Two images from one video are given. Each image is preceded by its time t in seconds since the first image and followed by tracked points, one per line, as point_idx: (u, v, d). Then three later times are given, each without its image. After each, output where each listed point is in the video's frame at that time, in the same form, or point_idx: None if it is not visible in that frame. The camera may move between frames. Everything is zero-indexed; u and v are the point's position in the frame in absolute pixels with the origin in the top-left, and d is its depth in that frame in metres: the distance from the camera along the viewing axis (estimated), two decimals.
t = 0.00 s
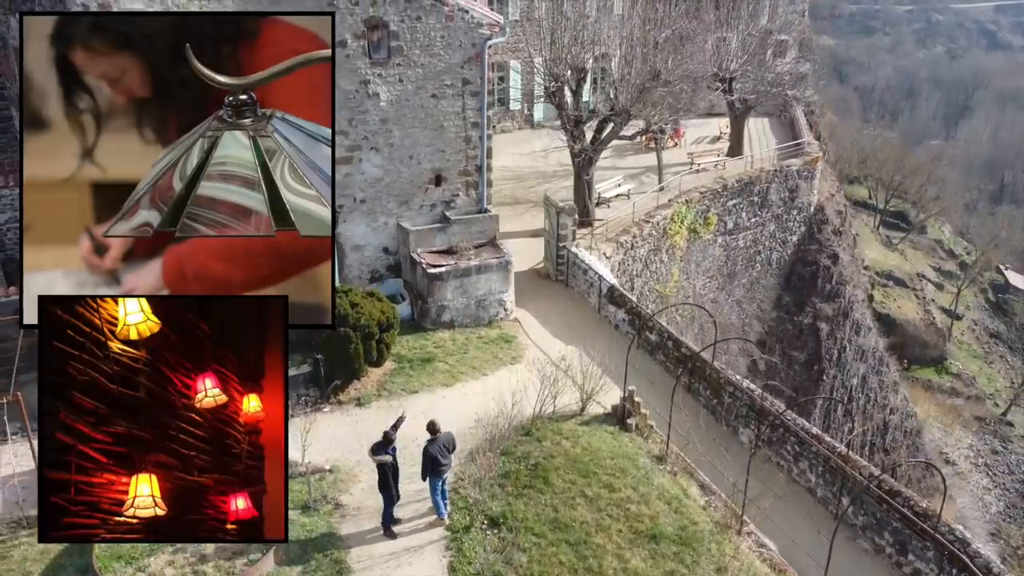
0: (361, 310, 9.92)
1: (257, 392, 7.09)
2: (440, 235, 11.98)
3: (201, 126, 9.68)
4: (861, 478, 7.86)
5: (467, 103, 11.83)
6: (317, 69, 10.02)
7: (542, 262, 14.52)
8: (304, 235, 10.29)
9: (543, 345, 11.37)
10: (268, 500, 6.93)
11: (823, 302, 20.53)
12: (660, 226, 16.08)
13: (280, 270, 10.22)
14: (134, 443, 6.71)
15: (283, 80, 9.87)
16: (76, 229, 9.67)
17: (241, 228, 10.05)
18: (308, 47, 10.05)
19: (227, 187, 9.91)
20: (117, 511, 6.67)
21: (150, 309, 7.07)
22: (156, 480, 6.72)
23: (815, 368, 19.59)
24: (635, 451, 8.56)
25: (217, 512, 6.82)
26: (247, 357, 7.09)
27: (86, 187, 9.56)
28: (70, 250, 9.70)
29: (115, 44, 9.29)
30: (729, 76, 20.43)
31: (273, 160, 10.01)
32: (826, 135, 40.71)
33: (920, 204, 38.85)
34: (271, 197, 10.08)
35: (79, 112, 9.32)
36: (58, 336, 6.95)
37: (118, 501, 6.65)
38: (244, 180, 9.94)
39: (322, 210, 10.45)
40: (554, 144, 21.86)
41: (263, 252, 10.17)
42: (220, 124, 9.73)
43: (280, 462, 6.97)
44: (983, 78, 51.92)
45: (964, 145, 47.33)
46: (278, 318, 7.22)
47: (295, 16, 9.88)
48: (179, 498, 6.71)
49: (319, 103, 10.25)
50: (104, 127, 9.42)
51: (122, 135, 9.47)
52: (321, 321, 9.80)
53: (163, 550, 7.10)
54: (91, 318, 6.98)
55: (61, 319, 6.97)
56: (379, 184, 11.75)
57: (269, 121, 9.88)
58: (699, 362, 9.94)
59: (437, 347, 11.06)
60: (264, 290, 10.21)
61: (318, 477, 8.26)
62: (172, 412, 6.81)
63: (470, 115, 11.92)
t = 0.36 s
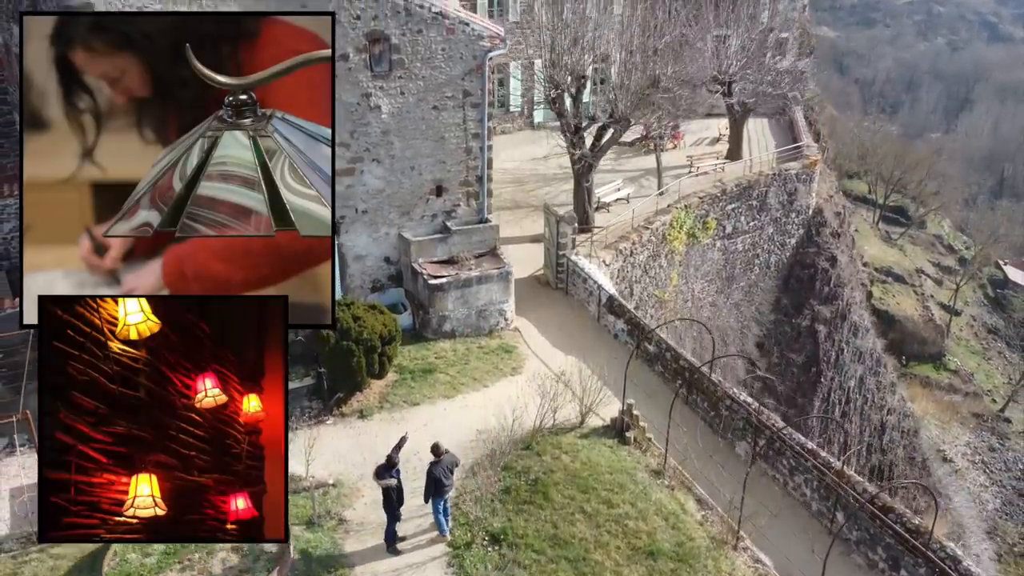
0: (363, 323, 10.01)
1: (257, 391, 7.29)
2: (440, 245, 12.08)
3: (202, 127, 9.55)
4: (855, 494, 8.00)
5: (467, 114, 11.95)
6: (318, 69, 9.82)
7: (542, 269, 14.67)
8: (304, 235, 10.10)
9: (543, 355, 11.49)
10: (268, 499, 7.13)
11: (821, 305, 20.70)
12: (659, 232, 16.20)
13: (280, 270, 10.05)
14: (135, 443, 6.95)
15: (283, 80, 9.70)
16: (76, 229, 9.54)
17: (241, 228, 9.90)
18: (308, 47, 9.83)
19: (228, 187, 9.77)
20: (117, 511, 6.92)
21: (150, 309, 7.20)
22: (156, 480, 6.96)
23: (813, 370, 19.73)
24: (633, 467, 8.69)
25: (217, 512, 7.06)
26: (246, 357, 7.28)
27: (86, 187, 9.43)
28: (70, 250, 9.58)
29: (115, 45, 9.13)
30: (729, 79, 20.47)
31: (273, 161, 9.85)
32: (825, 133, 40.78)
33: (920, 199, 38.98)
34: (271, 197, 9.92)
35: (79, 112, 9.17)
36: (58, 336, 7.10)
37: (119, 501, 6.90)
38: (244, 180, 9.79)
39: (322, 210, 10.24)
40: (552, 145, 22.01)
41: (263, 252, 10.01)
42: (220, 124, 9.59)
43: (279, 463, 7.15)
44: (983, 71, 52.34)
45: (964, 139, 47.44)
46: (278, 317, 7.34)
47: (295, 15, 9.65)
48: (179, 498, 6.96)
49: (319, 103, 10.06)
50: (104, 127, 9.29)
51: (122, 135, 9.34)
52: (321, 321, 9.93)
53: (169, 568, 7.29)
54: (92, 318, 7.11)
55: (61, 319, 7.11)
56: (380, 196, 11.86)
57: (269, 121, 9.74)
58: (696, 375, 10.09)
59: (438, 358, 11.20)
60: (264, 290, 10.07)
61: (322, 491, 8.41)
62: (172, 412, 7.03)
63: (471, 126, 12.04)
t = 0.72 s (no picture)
0: (365, 341, 10.11)
1: (257, 391, 7.55)
2: (441, 260, 12.21)
3: (202, 127, 9.64)
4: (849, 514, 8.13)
5: (467, 131, 12.06)
6: (317, 69, 9.92)
7: (541, 280, 14.80)
8: (304, 235, 10.28)
9: (543, 370, 11.63)
10: (268, 499, 7.40)
11: (818, 312, 20.88)
12: (658, 243, 16.32)
13: (280, 270, 10.23)
14: (134, 443, 7.23)
15: (283, 80, 9.80)
16: (76, 229, 9.63)
17: (241, 228, 10.00)
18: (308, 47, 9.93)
19: (228, 187, 9.85)
20: (117, 511, 7.22)
21: (150, 309, 7.50)
22: (157, 480, 7.25)
23: (810, 377, 19.95)
24: (631, 486, 8.82)
25: (217, 512, 7.34)
26: (247, 357, 7.53)
27: (86, 187, 9.53)
28: (70, 250, 9.68)
29: (114, 44, 9.27)
30: (728, 87, 20.48)
31: (273, 161, 9.94)
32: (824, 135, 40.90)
33: (919, 199, 39.08)
34: (271, 197, 10.02)
35: (79, 112, 9.29)
36: (59, 336, 7.43)
37: (119, 500, 7.20)
38: (244, 180, 9.87)
39: (322, 210, 10.38)
40: (551, 152, 22.14)
41: (263, 252, 10.14)
42: (220, 124, 9.68)
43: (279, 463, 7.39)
44: (983, 70, 52.84)
45: (963, 138, 47.52)
46: (278, 318, 7.62)
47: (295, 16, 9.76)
48: (179, 498, 7.23)
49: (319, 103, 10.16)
50: (104, 127, 9.40)
51: (122, 135, 9.45)
52: (322, 321, 10.43)
53: None
54: (92, 318, 7.42)
55: (61, 319, 7.43)
56: (382, 211, 12.00)
57: (269, 121, 9.83)
58: (694, 392, 10.23)
59: (439, 373, 11.33)
60: (264, 290, 10.22)
61: (324, 510, 8.57)
62: (172, 412, 7.31)
63: (471, 142, 12.16)
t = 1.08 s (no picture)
0: (367, 360, 10.22)
1: (257, 392, 8.08)
2: (441, 276, 12.34)
3: (202, 126, 9.79)
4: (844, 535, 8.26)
5: (468, 148, 12.18)
6: (317, 69, 10.08)
7: (541, 292, 14.93)
8: (304, 235, 10.52)
9: (543, 386, 11.76)
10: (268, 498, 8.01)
11: (816, 320, 21.07)
12: (657, 254, 16.45)
13: (280, 270, 10.47)
14: (135, 443, 7.70)
15: (283, 80, 9.96)
16: (76, 229, 9.73)
17: (241, 228, 10.20)
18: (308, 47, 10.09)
19: (228, 187, 10.03)
20: (117, 511, 7.69)
21: (150, 309, 7.94)
22: (156, 480, 7.76)
23: (808, 385, 20.19)
24: (629, 506, 8.95)
25: (216, 512, 7.89)
26: (247, 356, 8.03)
27: (86, 187, 9.62)
28: (70, 250, 9.78)
29: (115, 44, 9.35)
30: (726, 95, 20.84)
31: (273, 161, 10.12)
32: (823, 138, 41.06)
33: (919, 199, 39.19)
34: (271, 197, 10.22)
35: (79, 112, 9.39)
36: (58, 336, 7.81)
37: (118, 501, 7.68)
38: (244, 180, 10.04)
39: (322, 210, 10.64)
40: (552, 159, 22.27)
41: (263, 252, 10.36)
42: (220, 124, 9.84)
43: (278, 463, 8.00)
44: (982, 69, 53.47)
45: (963, 137, 47.71)
46: (277, 318, 8.15)
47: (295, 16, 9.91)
48: (179, 498, 7.75)
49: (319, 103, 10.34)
50: (104, 127, 9.50)
51: (122, 135, 9.57)
52: (322, 321, 10.97)
53: None
54: (92, 318, 7.79)
55: (62, 319, 7.80)
56: (383, 228, 12.13)
57: (268, 121, 10.00)
58: (692, 409, 10.37)
59: (440, 389, 11.46)
60: (264, 290, 10.47)
61: (327, 530, 8.75)
62: (172, 412, 7.80)
63: (471, 159, 12.28)
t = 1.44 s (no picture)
0: (369, 382, 10.37)
1: (257, 392, 8.36)
2: (442, 294, 12.49)
3: (201, 127, 9.81)
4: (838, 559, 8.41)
5: (468, 168, 12.33)
6: (317, 69, 10.09)
7: (541, 306, 15.09)
8: (304, 235, 10.50)
9: (542, 403, 11.93)
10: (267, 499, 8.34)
11: (814, 329, 21.24)
12: (655, 267, 16.58)
13: (281, 270, 10.49)
14: (134, 443, 7.96)
15: (283, 80, 9.98)
16: (76, 229, 9.84)
17: (241, 228, 10.18)
18: (308, 47, 10.08)
19: (228, 187, 10.01)
20: (116, 511, 7.96)
21: (149, 310, 8.19)
22: (156, 481, 8.01)
23: (806, 394, 20.37)
24: (627, 528, 9.12)
25: (216, 512, 8.20)
26: (247, 357, 8.32)
27: (86, 187, 9.74)
28: (70, 250, 9.87)
29: (114, 44, 9.46)
30: (725, 107, 20.92)
31: (273, 161, 10.11)
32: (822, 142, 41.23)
33: (919, 199, 39.28)
34: (271, 197, 10.21)
35: (80, 112, 9.54)
36: (59, 336, 8.08)
37: (118, 501, 7.95)
38: (244, 180, 10.02)
39: (322, 210, 10.60)
40: (552, 169, 22.38)
41: (263, 252, 10.36)
42: (220, 124, 9.85)
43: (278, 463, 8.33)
44: (983, 67, 53.56)
45: (963, 137, 47.84)
46: (277, 317, 8.42)
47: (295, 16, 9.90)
48: (179, 497, 8.05)
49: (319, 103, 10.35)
50: (104, 127, 9.62)
51: (122, 135, 9.66)
52: (322, 320, 10.96)
53: None
54: (92, 318, 8.07)
55: (62, 319, 8.08)
56: (385, 247, 12.28)
57: (268, 121, 10.00)
58: (689, 429, 10.52)
59: (441, 407, 11.62)
60: (264, 290, 10.48)
61: (331, 553, 8.95)
62: (172, 411, 8.05)
63: (472, 178, 12.42)
